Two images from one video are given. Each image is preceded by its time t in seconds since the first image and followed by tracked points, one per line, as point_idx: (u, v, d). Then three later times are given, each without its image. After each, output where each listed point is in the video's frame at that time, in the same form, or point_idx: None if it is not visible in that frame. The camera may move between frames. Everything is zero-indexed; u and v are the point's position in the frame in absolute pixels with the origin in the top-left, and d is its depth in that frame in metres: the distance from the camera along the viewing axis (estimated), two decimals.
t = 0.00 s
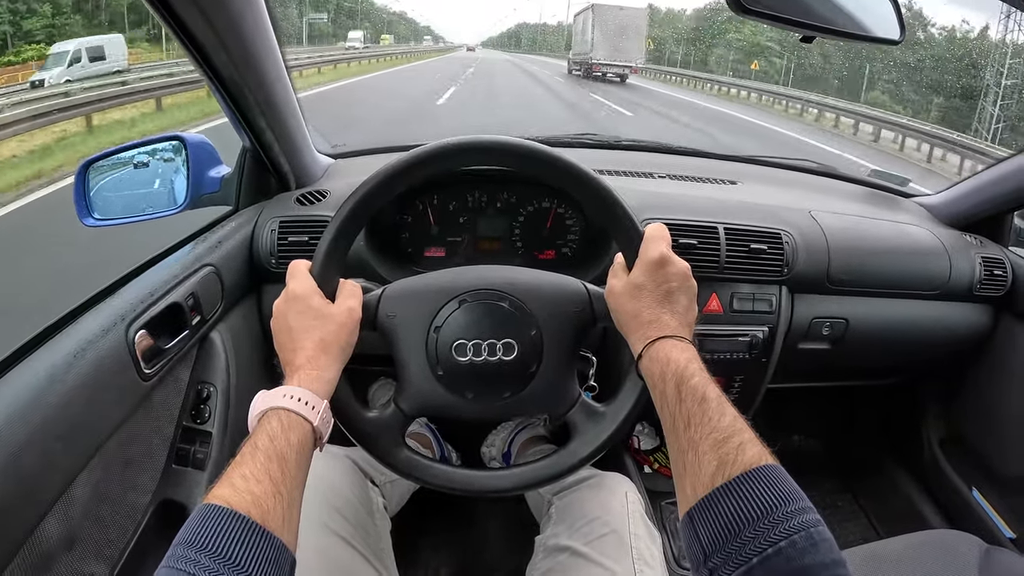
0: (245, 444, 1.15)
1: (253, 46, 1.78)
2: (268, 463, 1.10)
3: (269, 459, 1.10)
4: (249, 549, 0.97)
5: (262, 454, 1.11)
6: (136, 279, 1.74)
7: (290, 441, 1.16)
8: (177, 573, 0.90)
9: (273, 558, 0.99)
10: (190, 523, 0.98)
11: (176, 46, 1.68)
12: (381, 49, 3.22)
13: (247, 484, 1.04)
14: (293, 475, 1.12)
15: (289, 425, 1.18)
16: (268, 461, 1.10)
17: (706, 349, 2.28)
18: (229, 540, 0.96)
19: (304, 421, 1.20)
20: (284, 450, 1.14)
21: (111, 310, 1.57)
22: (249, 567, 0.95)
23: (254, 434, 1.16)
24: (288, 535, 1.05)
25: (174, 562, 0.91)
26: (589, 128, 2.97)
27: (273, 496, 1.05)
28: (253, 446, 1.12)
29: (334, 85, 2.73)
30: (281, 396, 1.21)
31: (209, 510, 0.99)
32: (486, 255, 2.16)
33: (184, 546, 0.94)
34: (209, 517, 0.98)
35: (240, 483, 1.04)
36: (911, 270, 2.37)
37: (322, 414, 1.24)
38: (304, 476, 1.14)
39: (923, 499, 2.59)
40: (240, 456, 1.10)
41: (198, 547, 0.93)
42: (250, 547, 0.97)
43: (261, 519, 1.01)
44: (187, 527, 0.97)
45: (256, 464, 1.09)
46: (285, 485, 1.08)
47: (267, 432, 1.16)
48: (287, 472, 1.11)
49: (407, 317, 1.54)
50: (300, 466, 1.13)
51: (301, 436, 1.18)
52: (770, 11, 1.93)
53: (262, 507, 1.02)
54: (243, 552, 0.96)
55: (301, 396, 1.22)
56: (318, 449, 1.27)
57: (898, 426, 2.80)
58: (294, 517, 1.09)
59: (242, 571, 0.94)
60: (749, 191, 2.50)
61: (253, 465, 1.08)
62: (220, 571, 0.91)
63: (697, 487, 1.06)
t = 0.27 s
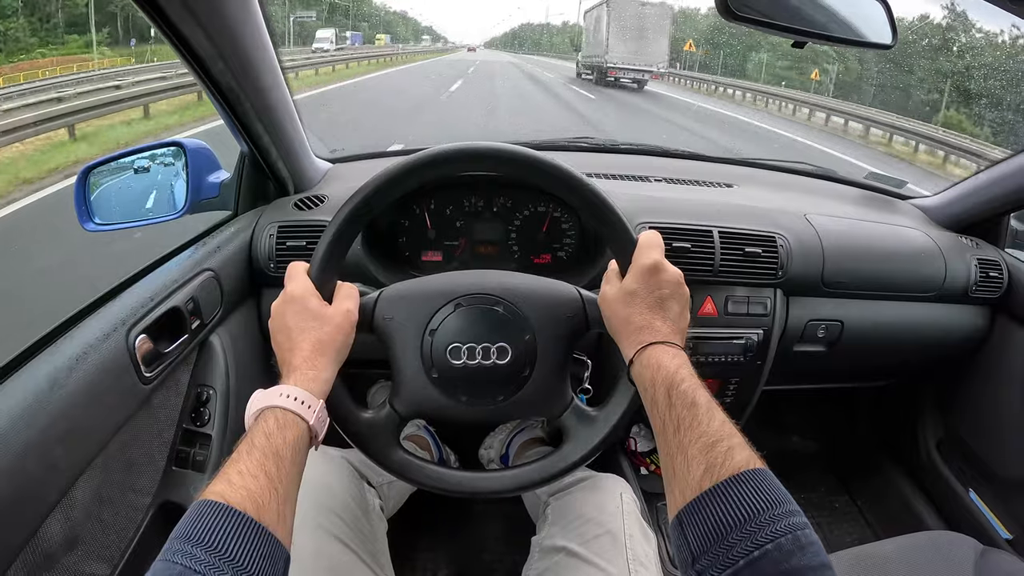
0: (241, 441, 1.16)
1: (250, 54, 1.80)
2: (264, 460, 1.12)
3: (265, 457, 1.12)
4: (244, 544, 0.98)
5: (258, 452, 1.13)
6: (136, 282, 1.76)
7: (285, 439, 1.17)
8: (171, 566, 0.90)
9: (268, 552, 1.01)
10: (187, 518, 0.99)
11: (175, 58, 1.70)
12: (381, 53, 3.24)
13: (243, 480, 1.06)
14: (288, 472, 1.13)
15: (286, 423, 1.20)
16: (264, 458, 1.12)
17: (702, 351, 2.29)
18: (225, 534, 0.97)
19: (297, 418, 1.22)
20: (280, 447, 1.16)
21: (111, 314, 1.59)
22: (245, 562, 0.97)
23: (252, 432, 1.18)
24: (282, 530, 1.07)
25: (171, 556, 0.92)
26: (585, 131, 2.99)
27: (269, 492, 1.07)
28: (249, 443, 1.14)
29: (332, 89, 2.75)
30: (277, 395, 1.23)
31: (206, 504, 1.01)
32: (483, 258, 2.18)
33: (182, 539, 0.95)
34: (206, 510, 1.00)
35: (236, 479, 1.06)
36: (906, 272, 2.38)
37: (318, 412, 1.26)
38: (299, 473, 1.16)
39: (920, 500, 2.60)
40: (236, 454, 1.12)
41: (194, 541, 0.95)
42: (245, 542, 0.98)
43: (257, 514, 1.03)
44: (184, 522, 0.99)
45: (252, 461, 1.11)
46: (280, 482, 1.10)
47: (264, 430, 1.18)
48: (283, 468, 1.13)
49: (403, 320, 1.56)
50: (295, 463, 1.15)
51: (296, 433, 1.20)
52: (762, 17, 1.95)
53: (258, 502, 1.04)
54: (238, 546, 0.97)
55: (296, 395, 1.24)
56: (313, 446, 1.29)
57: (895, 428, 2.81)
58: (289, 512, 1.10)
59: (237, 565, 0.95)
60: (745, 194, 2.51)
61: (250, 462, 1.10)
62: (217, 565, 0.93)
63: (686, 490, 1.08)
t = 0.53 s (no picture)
0: (241, 439, 1.15)
1: (250, 53, 1.79)
2: (264, 458, 1.11)
3: (265, 455, 1.11)
4: (243, 541, 0.98)
5: (258, 450, 1.12)
6: (136, 281, 1.75)
7: (285, 436, 1.17)
8: (171, 564, 0.90)
9: (267, 552, 1.00)
10: (186, 517, 0.99)
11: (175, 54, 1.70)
12: (381, 52, 3.24)
13: (242, 479, 1.06)
14: (288, 469, 1.13)
15: (285, 421, 1.19)
16: (263, 457, 1.11)
17: (703, 350, 2.28)
18: (223, 533, 0.97)
19: (297, 415, 1.21)
20: (280, 445, 1.15)
21: (110, 313, 1.58)
22: (244, 562, 0.96)
23: (251, 430, 1.17)
24: (281, 530, 1.06)
25: (169, 555, 0.91)
26: (586, 131, 2.98)
27: (268, 490, 1.07)
28: (249, 441, 1.13)
29: (332, 88, 2.74)
30: (277, 392, 1.23)
31: (205, 504, 1.00)
32: (483, 257, 2.17)
33: (179, 538, 0.94)
34: (205, 510, 0.99)
35: (236, 476, 1.06)
36: (908, 271, 2.37)
37: (318, 411, 1.25)
38: (299, 471, 1.15)
39: (922, 500, 2.59)
40: (236, 452, 1.11)
41: (192, 540, 0.94)
42: (244, 539, 0.98)
43: (255, 513, 1.02)
44: (183, 520, 0.98)
45: (251, 459, 1.10)
46: (280, 480, 1.09)
47: (264, 428, 1.17)
48: (283, 467, 1.12)
49: (403, 319, 1.55)
50: (294, 463, 1.14)
51: (296, 431, 1.19)
52: (763, 14, 1.94)
53: (256, 501, 1.03)
54: (237, 545, 0.97)
55: (296, 393, 1.23)
56: (312, 445, 1.28)
57: (897, 427, 2.81)
58: (289, 510, 1.10)
59: (236, 564, 0.95)
60: (746, 193, 2.51)
61: (249, 460, 1.09)
62: (216, 565, 0.92)
63: (690, 491, 1.07)
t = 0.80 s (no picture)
0: (242, 438, 1.16)
1: (252, 55, 1.80)
2: (265, 456, 1.12)
3: (267, 453, 1.12)
4: (245, 539, 0.98)
5: (259, 448, 1.13)
6: (137, 282, 1.76)
7: (287, 435, 1.17)
8: (173, 561, 0.91)
9: (269, 548, 1.01)
10: (187, 513, 0.99)
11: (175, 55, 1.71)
12: (382, 53, 3.24)
13: (244, 476, 1.06)
14: (289, 468, 1.13)
15: (287, 420, 1.20)
16: (265, 455, 1.12)
17: (703, 351, 2.29)
18: (225, 530, 0.97)
19: (299, 413, 1.22)
20: (281, 444, 1.16)
21: (112, 315, 1.59)
22: (246, 558, 0.97)
23: (252, 428, 1.18)
24: (283, 527, 1.06)
25: (171, 551, 0.92)
26: (587, 132, 2.99)
27: (270, 488, 1.07)
28: (251, 440, 1.14)
29: (333, 89, 2.74)
30: (279, 391, 1.23)
31: (207, 500, 1.01)
32: (484, 259, 2.18)
33: (181, 535, 0.95)
34: (207, 507, 1.00)
35: (238, 474, 1.06)
36: (907, 272, 2.38)
37: (319, 409, 1.26)
38: (301, 470, 1.16)
39: (921, 500, 2.59)
40: (238, 450, 1.12)
41: (194, 537, 0.95)
42: (246, 536, 0.98)
43: (257, 511, 1.02)
44: (184, 517, 0.99)
45: (253, 457, 1.10)
46: (281, 478, 1.10)
47: (265, 426, 1.17)
48: (284, 465, 1.13)
49: (404, 319, 1.55)
50: (296, 460, 1.15)
51: (297, 429, 1.20)
52: (762, 16, 1.95)
53: (258, 498, 1.04)
54: (239, 543, 0.97)
55: (298, 392, 1.24)
56: (313, 443, 1.29)
57: (897, 427, 2.81)
58: (290, 508, 1.10)
59: (238, 561, 0.95)
60: (746, 194, 2.51)
61: (251, 458, 1.10)
62: (218, 563, 0.93)
63: (689, 492, 1.08)
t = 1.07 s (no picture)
0: (243, 437, 1.16)
1: (253, 54, 1.80)
2: (266, 455, 1.11)
3: (267, 452, 1.12)
4: (245, 539, 0.98)
5: (260, 447, 1.12)
6: (138, 281, 1.75)
7: (287, 434, 1.17)
8: (173, 560, 0.90)
9: (269, 548, 1.00)
10: (188, 512, 0.99)
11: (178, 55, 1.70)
12: (383, 53, 3.24)
13: (245, 475, 1.06)
14: (290, 467, 1.13)
15: (287, 419, 1.19)
16: (265, 454, 1.11)
17: (704, 351, 2.28)
18: (225, 529, 0.97)
19: (299, 412, 1.22)
20: (282, 443, 1.15)
21: (112, 314, 1.58)
22: (246, 558, 0.96)
23: (253, 428, 1.17)
24: (283, 527, 1.06)
25: (171, 551, 0.92)
26: (588, 132, 2.99)
27: (270, 488, 1.07)
28: (251, 438, 1.14)
29: (334, 89, 2.74)
30: (279, 389, 1.23)
31: (208, 500, 1.00)
32: (485, 258, 2.17)
33: (181, 535, 0.95)
34: (208, 506, 0.99)
35: (238, 473, 1.06)
36: (909, 272, 2.37)
37: (319, 408, 1.25)
38: (301, 469, 1.16)
39: (922, 501, 2.59)
40: (238, 448, 1.11)
41: (194, 537, 0.94)
42: (246, 535, 0.98)
43: (257, 510, 1.02)
44: (185, 516, 0.98)
45: (253, 456, 1.10)
46: (282, 477, 1.10)
47: (266, 425, 1.17)
48: (284, 465, 1.12)
49: (405, 318, 1.55)
50: (296, 460, 1.15)
51: (298, 428, 1.20)
52: (764, 16, 1.95)
53: (258, 498, 1.04)
54: (241, 542, 0.97)
55: (299, 391, 1.24)
56: (313, 443, 1.28)
57: (898, 428, 2.81)
58: (290, 507, 1.10)
59: (239, 560, 0.95)
60: (748, 194, 2.51)
61: (251, 457, 1.10)
62: (219, 563, 0.92)
63: (691, 494, 1.07)
